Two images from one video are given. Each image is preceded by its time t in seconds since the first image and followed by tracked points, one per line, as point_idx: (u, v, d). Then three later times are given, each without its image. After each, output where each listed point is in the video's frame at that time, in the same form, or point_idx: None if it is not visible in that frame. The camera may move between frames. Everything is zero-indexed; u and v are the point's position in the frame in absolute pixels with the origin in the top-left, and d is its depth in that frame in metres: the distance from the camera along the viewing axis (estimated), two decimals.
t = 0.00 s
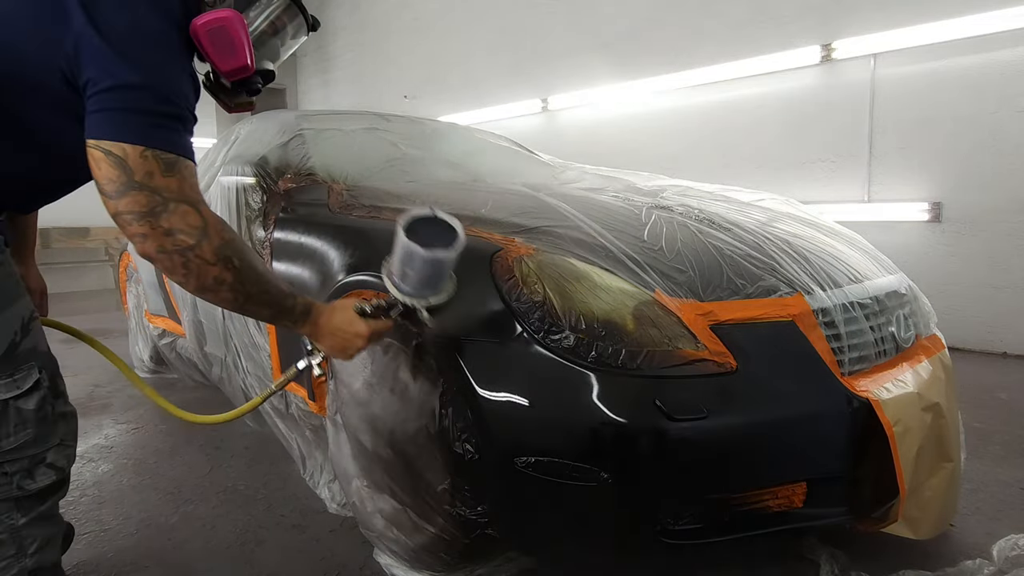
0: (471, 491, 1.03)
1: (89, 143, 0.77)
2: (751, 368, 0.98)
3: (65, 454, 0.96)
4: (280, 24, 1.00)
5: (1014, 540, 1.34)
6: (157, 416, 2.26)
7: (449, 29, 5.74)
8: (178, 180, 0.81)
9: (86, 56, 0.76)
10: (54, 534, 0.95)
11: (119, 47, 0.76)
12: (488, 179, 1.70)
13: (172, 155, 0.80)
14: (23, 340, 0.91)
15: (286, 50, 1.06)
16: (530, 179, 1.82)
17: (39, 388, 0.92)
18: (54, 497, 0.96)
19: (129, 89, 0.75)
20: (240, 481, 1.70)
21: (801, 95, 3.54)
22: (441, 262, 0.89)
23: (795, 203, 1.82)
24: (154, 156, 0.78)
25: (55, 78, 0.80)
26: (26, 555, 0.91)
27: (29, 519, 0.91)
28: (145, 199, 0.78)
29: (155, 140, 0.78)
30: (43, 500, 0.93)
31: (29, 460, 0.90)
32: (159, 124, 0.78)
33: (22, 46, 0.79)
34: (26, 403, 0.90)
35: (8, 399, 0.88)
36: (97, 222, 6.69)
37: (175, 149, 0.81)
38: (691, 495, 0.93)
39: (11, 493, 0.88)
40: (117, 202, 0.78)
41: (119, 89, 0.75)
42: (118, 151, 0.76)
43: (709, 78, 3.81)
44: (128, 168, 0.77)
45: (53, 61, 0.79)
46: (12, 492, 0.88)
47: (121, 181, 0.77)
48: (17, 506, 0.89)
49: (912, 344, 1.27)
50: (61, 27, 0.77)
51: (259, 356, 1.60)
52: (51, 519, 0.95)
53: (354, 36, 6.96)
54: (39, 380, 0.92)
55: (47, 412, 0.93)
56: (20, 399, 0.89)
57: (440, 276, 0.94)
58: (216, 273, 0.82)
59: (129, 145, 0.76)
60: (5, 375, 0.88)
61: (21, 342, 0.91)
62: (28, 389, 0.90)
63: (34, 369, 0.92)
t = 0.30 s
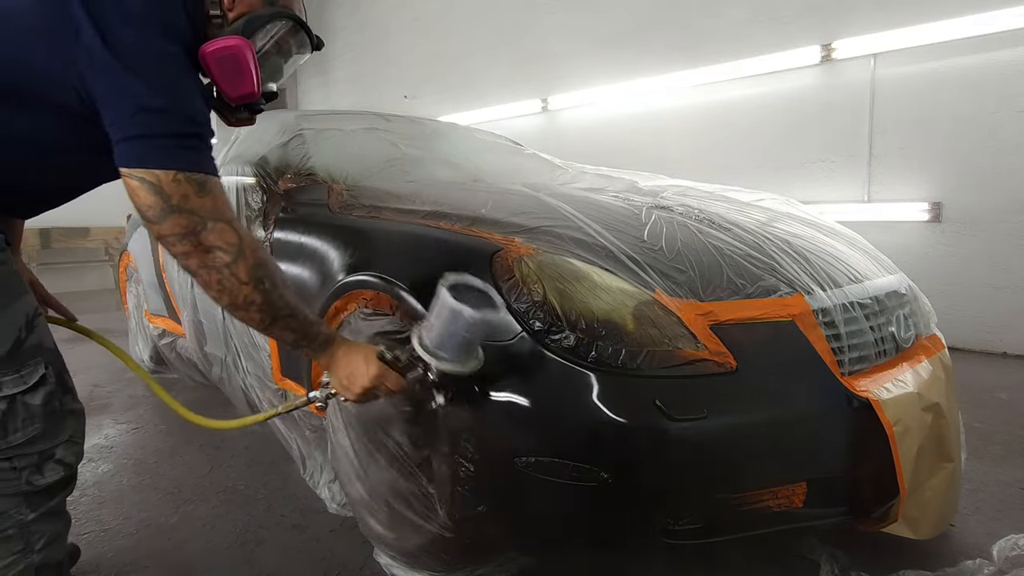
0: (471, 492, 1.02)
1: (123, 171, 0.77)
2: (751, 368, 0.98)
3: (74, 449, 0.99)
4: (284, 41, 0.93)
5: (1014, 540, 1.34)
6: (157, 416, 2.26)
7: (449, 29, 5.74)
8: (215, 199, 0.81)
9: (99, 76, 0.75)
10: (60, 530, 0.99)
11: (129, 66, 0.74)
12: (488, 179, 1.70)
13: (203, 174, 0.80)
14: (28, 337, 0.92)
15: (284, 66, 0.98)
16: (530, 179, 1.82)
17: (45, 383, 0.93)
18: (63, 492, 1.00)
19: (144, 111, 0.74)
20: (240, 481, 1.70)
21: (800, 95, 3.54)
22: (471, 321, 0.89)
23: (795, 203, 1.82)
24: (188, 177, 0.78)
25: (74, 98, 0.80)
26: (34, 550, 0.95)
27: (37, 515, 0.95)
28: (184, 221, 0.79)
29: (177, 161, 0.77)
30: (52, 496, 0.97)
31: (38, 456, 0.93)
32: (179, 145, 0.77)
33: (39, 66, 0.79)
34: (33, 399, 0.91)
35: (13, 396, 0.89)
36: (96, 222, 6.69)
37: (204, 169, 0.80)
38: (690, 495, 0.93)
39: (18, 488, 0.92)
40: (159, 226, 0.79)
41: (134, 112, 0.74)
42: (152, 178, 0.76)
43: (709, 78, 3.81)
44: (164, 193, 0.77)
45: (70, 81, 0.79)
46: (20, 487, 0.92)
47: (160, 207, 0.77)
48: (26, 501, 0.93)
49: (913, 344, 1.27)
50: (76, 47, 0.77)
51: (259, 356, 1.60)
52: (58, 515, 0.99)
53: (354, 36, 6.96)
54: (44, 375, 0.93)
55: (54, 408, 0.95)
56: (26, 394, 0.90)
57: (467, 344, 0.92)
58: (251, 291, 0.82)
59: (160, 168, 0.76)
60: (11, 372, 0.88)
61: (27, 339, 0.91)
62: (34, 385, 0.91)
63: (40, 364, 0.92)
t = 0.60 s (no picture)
0: (470, 492, 1.02)
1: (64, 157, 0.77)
2: (751, 368, 0.98)
3: (65, 444, 0.95)
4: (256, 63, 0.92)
5: (1014, 540, 1.34)
6: (157, 416, 2.26)
7: (449, 29, 5.74)
8: (148, 206, 0.84)
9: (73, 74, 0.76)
10: (54, 526, 0.94)
11: (108, 70, 0.76)
12: (488, 178, 1.71)
13: (145, 183, 0.82)
14: (19, 331, 0.89)
15: (256, 82, 0.97)
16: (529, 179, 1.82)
17: (36, 376, 0.90)
18: (55, 487, 0.95)
19: (112, 113, 0.76)
20: (240, 481, 1.70)
21: (800, 95, 3.54)
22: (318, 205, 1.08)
23: (795, 203, 1.82)
24: (129, 182, 0.80)
25: (40, 93, 0.79)
26: (27, 546, 0.90)
27: (28, 510, 0.90)
28: (115, 220, 0.81)
29: (132, 164, 0.79)
30: (43, 491, 0.92)
31: (29, 450, 0.89)
32: (137, 150, 0.80)
33: (10, 59, 0.78)
34: (24, 392, 0.88)
35: (4, 389, 0.86)
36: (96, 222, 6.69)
37: (146, 177, 0.82)
38: (691, 494, 0.93)
39: (10, 483, 0.87)
40: (85, 217, 0.80)
41: (100, 113, 0.76)
42: (96, 173, 0.77)
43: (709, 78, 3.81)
44: (104, 190, 0.79)
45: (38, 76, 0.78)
46: (12, 482, 0.87)
47: (95, 202, 0.79)
48: (17, 496, 0.89)
49: (912, 344, 1.27)
50: (52, 43, 0.77)
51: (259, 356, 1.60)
52: (50, 511, 0.94)
53: (354, 36, 6.96)
54: (36, 369, 0.90)
55: (45, 401, 0.92)
56: (18, 387, 0.88)
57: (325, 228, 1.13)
58: (169, 289, 0.86)
59: (106, 165, 0.77)
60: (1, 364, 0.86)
61: (18, 333, 0.88)
62: (25, 377, 0.88)
63: (31, 357, 0.90)
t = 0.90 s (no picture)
0: (471, 490, 1.03)
1: (54, 182, 0.87)
2: (751, 369, 0.98)
3: (20, 439, 1.06)
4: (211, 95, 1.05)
5: (1014, 540, 1.34)
6: (158, 416, 2.26)
7: (449, 29, 5.74)
8: (127, 223, 0.94)
9: (60, 109, 0.87)
10: (19, 516, 1.03)
11: (96, 108, 0.89)
12: (488, 178, 1.72)
13: (125, 204, 0.93)
14: None
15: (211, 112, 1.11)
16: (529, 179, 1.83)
17: None
18: (14, 480, 1.04)
19: (102, 144, 0.88)
20: (241, 481, 1.70)
21: (800, 95, 3.54)
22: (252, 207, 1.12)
23: (795, 203, 1.82)
24: (113, 205, 0.90)
25: (26, 123, 0.88)
26: None
27: None
28: (99, 238, 0.91)
29: (115, 189, 0.91)
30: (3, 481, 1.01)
31: None
32: (119, 178, 0.91)
33: None
34: None
35: None
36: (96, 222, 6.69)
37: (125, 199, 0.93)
38: (691, 494, 0.93)
39: None
40: (73, 235, 0.89)
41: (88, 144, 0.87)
42: (84, 198, 0.88)
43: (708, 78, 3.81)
44: (90, 213, 0.88)
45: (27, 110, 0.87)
46: None
47: (82, 223, 0.88)
48: None
49: (912, 344, 1.27)
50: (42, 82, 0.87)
51: (259, 356, 1.60)
52: (14, 502, 1.03)
53: (354, 36, 6.96)
54: None
55: None
56: None
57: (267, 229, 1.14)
58: (144, 293, 0.99)
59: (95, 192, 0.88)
60: None
61: None
62: None
63: None
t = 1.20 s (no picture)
0: (472, 491, 1.03)
1: (60, 223, 0.98)
2: (751, 369, 0.98)
3: None
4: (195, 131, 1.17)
5: (1014, 540, 1.34)
6: (158, 416, 2.27)
7: (449, 29, 5.74)
8: (120, 253, 1.05)
9: (62, 153, 0.98)
10: None
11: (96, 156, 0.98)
12: (489, 178, 1.72)
13: (118, 238, 1.03)
14: None
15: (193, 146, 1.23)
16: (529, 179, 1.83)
17: None
18: None
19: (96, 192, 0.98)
20: (241, 481, 1.70)
21: (800, 95, 3.54)
22: (216, 221, 1.29)
23: (795, 203, 1.82)
24: (109, 243, 1.01)
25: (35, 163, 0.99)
26: None
27: None
28: (96, 272, 1.02)
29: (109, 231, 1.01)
30: None
31: None
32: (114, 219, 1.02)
33: (11, 138, 0.98)
34: None
35: None
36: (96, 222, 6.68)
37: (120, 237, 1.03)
38: (690, 494, 0.93)
39: None
40: (75, 269, 1.01)
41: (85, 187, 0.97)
42: (84, 239, 0.99)
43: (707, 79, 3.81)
44: (90, 251, 0.99)
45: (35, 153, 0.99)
46: None
47: (83, 260, 1.00)
48: None
49: (912, 344, 1.27)
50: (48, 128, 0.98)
51: (260, 356, 1.60)
52: None
53: (354, 36, 6.96)
54: None
55: None
56: None
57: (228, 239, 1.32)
58: (136, 312, 1.12)
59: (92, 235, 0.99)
60: None
61: None
62: None
63: None
